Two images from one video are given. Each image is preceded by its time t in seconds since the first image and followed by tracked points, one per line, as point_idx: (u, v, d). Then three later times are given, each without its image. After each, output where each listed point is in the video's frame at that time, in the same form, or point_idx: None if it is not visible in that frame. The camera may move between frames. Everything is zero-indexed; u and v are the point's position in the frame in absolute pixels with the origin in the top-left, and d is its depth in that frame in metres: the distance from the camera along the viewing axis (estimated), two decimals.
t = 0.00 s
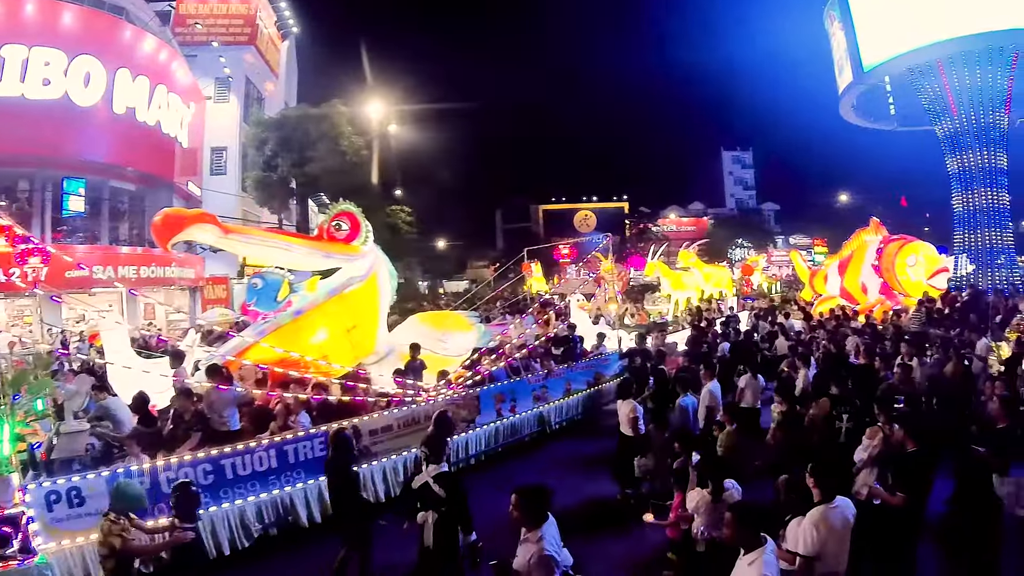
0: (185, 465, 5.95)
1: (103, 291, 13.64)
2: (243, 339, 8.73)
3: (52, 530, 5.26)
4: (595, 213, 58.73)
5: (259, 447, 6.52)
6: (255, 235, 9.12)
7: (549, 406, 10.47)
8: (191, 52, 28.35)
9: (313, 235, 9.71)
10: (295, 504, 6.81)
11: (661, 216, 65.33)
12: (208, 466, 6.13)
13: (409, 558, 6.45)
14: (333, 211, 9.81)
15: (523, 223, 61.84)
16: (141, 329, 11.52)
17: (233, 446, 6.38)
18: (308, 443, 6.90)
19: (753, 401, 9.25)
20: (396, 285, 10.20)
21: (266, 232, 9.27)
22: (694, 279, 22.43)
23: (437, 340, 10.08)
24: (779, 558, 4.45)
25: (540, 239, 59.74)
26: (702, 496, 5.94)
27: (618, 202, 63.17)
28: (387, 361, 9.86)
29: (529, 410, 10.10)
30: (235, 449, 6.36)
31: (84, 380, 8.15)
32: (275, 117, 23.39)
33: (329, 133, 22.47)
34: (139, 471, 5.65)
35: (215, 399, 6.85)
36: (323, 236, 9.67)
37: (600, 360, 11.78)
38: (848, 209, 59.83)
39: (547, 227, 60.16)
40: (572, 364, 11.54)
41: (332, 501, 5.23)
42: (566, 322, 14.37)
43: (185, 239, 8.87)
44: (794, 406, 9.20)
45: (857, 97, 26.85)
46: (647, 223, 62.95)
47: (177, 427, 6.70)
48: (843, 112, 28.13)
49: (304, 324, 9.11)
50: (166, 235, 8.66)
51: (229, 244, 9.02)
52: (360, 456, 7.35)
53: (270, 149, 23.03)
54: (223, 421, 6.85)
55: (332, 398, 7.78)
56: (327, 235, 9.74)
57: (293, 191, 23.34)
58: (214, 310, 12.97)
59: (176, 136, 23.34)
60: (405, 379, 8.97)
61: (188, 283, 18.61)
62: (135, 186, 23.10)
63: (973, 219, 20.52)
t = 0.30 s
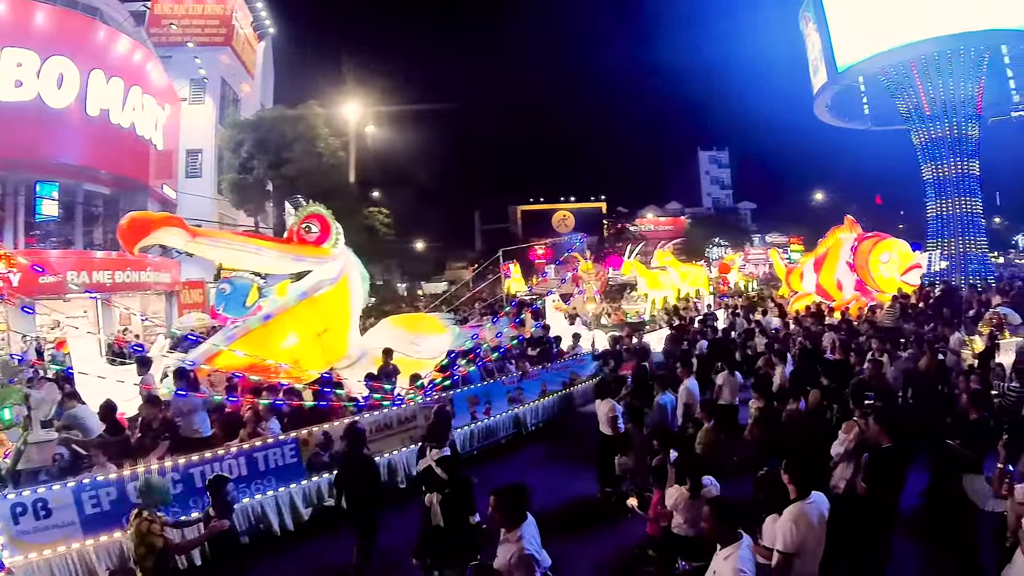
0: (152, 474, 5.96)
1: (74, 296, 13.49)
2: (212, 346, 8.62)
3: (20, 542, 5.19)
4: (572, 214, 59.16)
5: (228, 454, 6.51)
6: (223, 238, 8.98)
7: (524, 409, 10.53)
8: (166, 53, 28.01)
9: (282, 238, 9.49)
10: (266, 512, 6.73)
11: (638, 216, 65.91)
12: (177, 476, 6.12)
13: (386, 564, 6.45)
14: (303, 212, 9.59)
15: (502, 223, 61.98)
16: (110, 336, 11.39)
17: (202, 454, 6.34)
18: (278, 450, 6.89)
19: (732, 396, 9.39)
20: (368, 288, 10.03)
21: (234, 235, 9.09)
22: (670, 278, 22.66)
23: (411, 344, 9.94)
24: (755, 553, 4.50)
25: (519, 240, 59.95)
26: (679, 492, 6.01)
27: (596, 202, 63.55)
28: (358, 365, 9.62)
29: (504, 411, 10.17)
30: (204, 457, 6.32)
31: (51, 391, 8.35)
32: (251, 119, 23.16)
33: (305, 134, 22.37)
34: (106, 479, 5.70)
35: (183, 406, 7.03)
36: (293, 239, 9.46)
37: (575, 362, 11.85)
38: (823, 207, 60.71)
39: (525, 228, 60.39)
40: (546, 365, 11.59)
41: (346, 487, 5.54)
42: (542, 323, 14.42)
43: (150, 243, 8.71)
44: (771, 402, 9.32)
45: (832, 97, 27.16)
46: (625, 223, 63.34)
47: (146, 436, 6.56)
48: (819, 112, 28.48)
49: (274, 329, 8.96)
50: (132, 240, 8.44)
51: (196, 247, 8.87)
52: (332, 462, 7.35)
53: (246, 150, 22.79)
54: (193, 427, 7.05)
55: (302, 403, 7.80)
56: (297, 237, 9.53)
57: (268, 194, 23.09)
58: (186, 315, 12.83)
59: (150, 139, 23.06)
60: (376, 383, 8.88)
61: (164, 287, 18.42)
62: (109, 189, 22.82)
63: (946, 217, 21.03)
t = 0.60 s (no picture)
0: (115, 482, 5.95)
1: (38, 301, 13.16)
2: (175, 350, 8.61)
3: None
4: (547, 214, 59.29)
5: (193, 462, 6.48)
6: (187, 241, 8.95)
7: (496, 411, 10.51)
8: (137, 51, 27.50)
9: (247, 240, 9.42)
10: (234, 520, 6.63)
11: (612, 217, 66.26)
12: (141, 484, 6.12)
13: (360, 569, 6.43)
14: (269, 214, 9.52)
15: (477, 224, 61.93)
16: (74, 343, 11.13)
17: (165, 462, 6.35)
18: (244, 457, 6.86)
19: (705, 396, 9.55)
20: (335, 289, 10.01)
21: (198, 238, 9.05)
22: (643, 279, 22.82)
23: (382, 347, 10.17)
24: (729, 549, 4.58)
25: (493, 241, 59.88)
26: (655, 489, 6.04)
27: (571, 203, 63.72)
28: (327, 369, 9.61)
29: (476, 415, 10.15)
30: (168, 465, 6.34)
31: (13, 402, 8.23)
32: (223, 119, 22.81)
33: (278, 134, 22.17)
34: (68, 489, 5.66)
35: (147, 412, 6.90)
36: (259, 241, 9.39)
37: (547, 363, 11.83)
38: (795, 208, 61.51)
39: (500, 228, 60.37)
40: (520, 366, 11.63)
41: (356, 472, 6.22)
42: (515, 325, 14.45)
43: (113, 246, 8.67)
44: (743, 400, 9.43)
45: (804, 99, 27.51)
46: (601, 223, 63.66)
47: (108, 444, 6.66)
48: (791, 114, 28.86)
49: (237, 333, 8.98)
50: (93, 242, 8.38)
51: (159, 250, 8.83)
52: (299, 468, 7.35)
53: (218, 151, 22.44)
54: (158, 433, 6.91)
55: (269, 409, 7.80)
56: (262, 239, 9.46)
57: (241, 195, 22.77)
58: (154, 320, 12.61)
59: (121, 139, 22.68)
60: (345, 386, 8.93)
61: (135, 290, 18.10)
62: (77, 190, 22.31)
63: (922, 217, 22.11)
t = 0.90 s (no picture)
0: (80, 489, 5.92)
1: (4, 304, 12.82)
2: (139, 355, 8.42)
3: None
4: (524, 216, 59.47)
5: (159, 468, 6.49)
6: (153, 241, 8.87)
7: (469, 413, 10.44)
8: (113, 47, 27.04)
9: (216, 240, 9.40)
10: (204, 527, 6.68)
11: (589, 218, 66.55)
12: (106, 491, 6.11)
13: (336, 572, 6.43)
14: (238, 214, 9.52)
15: (454, 225, 61.85)
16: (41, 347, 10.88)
17: (131, 468, 6.33)
18: (212, 463, 6.86)
19: (681, 395, 9.68)
20: (305, 290, 9.99)
21: (165, 238, 8.98)
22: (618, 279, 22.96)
23: (354, 350, 10.24)
24: (704, 546, 4.65)
25: (470, 242, 59.83)
26: (632, 489, 6.10)
27: (548, 204, 63.91)
28: (297, 371, 9.71)
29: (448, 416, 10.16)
30: (133, 471, 6.30)
31: None
32: (198, 117, 22.43)
33: (254, 133, 21.94)
34: (31, 497, 5.59)
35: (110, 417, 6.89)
36: (227, 241, 9.38)
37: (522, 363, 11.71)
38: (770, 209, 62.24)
39: (477, 229, 60.36)
40: (495, 368, 11.60)
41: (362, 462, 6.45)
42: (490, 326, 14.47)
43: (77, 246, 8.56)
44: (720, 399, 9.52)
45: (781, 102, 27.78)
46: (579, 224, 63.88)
47: (72, 450, 6.75)
48: (769, 116, 29.16)
49: (205, 336, 8.84)
50: (58, 242, 8.27)
51: (125, 251, 8.70)
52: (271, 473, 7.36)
53: (192, 150, 22.08)
54: (120, 440, 6.89)
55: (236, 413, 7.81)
56: (231, 239, 9.47)
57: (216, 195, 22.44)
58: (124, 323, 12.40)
59: (94, 136, 22.28)
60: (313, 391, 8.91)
61: (107, 292, 17.84)
62: (49, 188, 21.83)
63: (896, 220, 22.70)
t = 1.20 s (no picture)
0: (37, 498, 5.91)
1: None
2: (100, 358, 8.32)
3: None
4: (495, 218, 59.56)
5: (119, 476, 6.52)
6: (114, 241, 8.73)
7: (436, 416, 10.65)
8: (81, 42, 26.51)
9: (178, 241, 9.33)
10: (163, 537, 6.76)
11: (560, 221, 66.88)
12: (64, 500, 6.09)
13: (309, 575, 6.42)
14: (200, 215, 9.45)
15: (424, 227, 61.57)
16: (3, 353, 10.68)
17: (90, 477, 6.34)
18: (172, 468, 6.98)
19: (651, 396, 9.81)
20: (269, 292, 9.97)
21: (125, 239, 8.84)
22: (587, 282, 23.22)
23: (319, 354, 10.17)
24: (674, 543, 4.75)
25: (441, 245, 59.67)
26: (603, 489, 6.16)
27: (519, 206, 64.03)
28: (261, 376, 9.63)
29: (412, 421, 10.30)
30: (92, 479, 6.32)
31: None
32: (167, 115, 21.99)
33: (223, 132, 21.73)
34: None
35: (66, 426, 7.07)
36: (189, 242, 9.28)
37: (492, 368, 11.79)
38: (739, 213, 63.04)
39: (447, 232, 60.25)
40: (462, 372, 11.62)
41: (353, 451, 6.65)
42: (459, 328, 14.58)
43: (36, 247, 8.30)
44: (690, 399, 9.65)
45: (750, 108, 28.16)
46: (551, 227, 64.01)
47: (27, 458, 6.85)
48: (738, 121, 29.57)
49: (167, 339, 8.77)
50: (14, 244, 8.00)
51: (84, 252, 8.57)
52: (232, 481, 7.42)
53: (160, 149, 21.67)
54: (75, 447, 7.09)
55: (195, 420, 7.97)
56: (193, 240, 9.37)
57: (184, 195, 22.11)
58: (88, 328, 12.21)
59: (60, 134, 21.81)
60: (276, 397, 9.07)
61: (73, 293, 17.50)
62: (12, 187, 21.28)
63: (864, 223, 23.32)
